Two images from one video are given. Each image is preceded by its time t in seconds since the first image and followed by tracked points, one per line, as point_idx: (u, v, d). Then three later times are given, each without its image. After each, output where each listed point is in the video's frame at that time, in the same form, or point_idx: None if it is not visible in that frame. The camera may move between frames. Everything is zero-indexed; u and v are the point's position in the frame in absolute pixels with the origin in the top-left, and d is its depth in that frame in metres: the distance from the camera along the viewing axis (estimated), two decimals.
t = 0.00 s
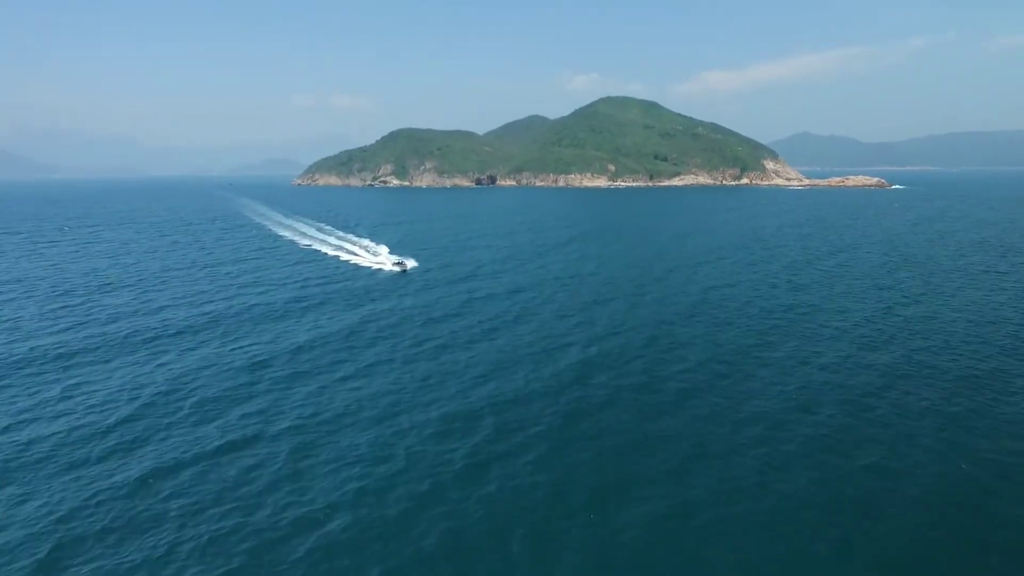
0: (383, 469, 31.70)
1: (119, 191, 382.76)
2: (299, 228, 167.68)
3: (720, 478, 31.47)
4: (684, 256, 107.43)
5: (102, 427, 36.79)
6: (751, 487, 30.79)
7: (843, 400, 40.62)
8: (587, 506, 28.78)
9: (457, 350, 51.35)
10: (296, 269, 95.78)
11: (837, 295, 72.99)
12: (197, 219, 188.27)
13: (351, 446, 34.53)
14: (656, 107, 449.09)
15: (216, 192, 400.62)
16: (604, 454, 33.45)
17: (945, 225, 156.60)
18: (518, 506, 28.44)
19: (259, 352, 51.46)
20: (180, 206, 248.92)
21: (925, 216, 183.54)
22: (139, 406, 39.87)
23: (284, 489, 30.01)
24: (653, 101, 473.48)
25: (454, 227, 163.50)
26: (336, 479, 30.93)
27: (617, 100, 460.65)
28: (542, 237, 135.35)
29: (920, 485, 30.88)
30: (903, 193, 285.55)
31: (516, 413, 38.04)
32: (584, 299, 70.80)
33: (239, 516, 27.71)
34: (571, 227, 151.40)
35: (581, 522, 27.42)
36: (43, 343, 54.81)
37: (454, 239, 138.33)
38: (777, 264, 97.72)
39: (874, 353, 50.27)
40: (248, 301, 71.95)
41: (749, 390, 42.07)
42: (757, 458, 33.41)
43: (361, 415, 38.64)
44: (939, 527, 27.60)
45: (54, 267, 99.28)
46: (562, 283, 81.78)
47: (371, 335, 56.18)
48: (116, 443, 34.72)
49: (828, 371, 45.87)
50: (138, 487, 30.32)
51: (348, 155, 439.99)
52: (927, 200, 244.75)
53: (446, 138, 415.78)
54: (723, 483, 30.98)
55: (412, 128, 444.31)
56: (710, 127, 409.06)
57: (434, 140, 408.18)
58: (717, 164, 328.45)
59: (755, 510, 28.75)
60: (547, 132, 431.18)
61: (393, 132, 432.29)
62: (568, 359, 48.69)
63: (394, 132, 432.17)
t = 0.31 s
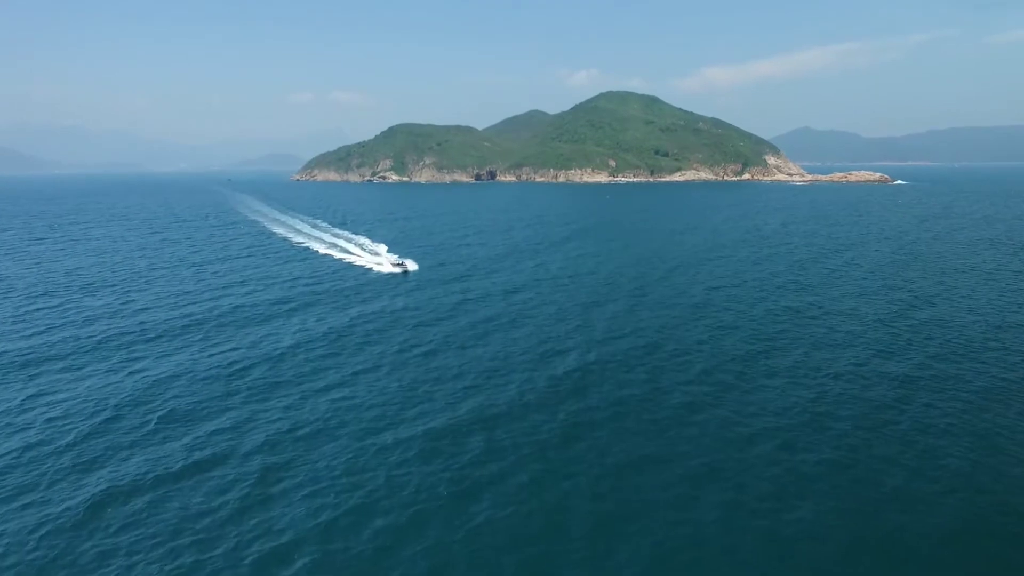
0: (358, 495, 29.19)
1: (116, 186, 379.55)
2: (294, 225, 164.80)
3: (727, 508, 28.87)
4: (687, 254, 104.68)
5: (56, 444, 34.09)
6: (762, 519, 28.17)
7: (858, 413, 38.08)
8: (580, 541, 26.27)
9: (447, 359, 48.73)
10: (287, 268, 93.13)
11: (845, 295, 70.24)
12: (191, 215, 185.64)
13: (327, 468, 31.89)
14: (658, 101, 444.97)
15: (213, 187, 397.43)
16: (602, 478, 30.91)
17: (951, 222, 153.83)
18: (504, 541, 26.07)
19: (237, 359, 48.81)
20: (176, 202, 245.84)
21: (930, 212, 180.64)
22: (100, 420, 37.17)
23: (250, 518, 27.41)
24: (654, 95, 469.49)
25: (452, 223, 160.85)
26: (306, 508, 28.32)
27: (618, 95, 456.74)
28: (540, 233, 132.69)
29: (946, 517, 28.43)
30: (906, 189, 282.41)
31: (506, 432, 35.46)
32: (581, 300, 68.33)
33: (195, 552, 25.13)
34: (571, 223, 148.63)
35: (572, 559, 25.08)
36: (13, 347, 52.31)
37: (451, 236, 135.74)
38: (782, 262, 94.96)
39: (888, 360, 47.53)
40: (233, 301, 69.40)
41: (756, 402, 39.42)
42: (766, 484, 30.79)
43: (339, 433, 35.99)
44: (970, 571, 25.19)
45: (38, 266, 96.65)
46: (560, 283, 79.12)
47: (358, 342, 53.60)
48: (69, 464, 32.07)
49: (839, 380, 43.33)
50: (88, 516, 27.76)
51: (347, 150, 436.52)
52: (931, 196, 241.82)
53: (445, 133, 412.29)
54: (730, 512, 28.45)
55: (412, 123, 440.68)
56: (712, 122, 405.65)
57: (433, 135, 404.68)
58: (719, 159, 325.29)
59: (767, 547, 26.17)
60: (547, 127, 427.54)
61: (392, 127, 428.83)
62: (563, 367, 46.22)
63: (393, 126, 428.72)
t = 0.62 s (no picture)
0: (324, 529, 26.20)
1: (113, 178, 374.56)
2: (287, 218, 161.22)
3: (739, 540, 25.99)
4: (689, 248, 101.39)
5: None
6: (778, 553, 25.34)
7: (876, 427, 35.10)
8: None
9: (434, 365, 45.64)
10: (275, 263, 89.87)
11: (856, 294, 67.00)
12: (183, 208, 181.73)
13: (293, 493, 28.92)
14: (659, 92, 439.62)
15: (211, 179, 393.38)
16: (599, 506, 27.98)
17: (959, 215, 150.36)
18: None
19: (208, 365, 45.62)
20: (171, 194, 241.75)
21: (936, 205, 177.22)
22: (50, 437, 34.05)
23: (201, 559, 24.46)
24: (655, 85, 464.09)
25: (448, 216, 157.31)
26: (267, 544, 25.33)
27: (619, 86, 451.71)
28: (538, 226, 129.24)
29: (983, 550, 25.56)
30: (910, 181, 278.53)
31: (494, 451, 32.43)
32: (578, 298, 65.18)
33: None
34: (570, 216, 145.15)
35: None
36: None
37: (447, 229, 132.34)
38: (788, 257, 91.70)
39: (905, 366, 44.47)
40: (214, 300, 66.16)
41: (766, 415, 36.36)
42: (779, 512, 27.87)
43: (311, 450, 32.97)
44: None
45: (18, 261, 93.22)
46: (558, 280, 75.91)
47: (341, 345, 50.50)
48: (7, 490, 29.04)
49: (855, 389, 40.22)
50: (21, 556, 24.80)
51: (346, 141, 431.54)
52: (936, 188, 238.22)
53: (445, 124, 407.55)
54: (741, 546, 25.55)
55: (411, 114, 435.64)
56: (713, 113, 400.91)
57: (432, 127, 400.03)
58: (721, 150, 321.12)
59: None
60: (547, 118, 422.67)
61: (391, 118, 424.12)
62: (557, 373, 43.20)
63: (392, 118, 424.05)
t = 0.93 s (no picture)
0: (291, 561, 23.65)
1: (109, 166, 370.34)
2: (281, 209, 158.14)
3: (751, 572, 23.40)
4: (692, 239, 98.33)
5: None
6: None
7: (896, 441, 32.50)
8: None
9: (422, 367, 42.88)
10: (264, 256, 86.95)
11: (866, 288, 64.18)
12: (176, 197, 178.47)
13: (260, 516, 26.32)
14: (661, 79, 434.13)
15: (207, 167, 389.24)
16: (597, 532, 25.33)
17: (965, 205, 147.46)
18: None
19: (181, 367, 42.83)
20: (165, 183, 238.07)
21: (941, 194, 174.12)
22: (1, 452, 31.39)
23: None
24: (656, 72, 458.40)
25: (446, 205, 154.29)
26: None
27: (620, 72, 446.37)
28: (537, 216, 126.22)
29: None
30: (914, 169, 275.00)
31: (482, 468, 29.72)
32: (576, 293, 62.50)
33: None
34: (569, 206, 142.11)
35: None
36: None
37: (444, 219, 129.38)
38: (793, 248, 88.91)
39: (922, 369, 41.86)
40: (197, 295, 63.41)
41: (777, 427, 33.65)
42: (794, 537, 25.32)
43: (283, 466, 30.33)
44: None
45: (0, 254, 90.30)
46: (555, 273, 73.07)
47: (325, 345, 47.74)
48: None
49: (871, 397, 37.52)
50: None
51: (344, 129, 426.77)
52: (941, 176, 235.14)
53: (444, 112, 402.83)
54: None
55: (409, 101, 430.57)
56: (715, 100, 396.27)
57: (432, 114, 395.28)
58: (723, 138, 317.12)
59: None
60: (548, 105, 417.82)
61: (390, 105, 419.30)
62: (552, 377, 40.56)
63: (390, 105, 419.25)
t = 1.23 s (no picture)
0: None
1: (104, 153, 365.68)
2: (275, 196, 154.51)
3: None
4: (694, 227, 95.45)
5: None
6: None
7: (917, 449, 30.26)
8: None
9: (408, 368, 40.32)
10: (253, 245, 84.26)
11: (877, 280, 61.45)
12: (169, 184, 174.75)
13: (219, 546, 23.70)
14: (662, 64, 427.87)
15: (205, 152, 385.41)
16: (595, 554, 23.18)
17: (973, 192, 144.26)
18: None
19: (152, 368, 40.25)
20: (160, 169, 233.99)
21: (948, 180, 170.69)
22: None
23: None
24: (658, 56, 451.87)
25: (443, 192, 150.95)
26: None
27: (622, 56, 440.09)
28: (535, 203, 123.05)
29: None
30: (919, 154, 271.10)
31: (468, 485, 27.25)
32: (574, 285, 59.65)
33: None
34: (569, 192, 138.78)
35: None
36: None
37: (440, 207, 126.11)
38: (800, 237, 85.90)
39: (941, 371, 39.15)
40: (178, 287, 60.83)
41: (791, 439, 31.01)
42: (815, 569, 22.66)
43: (250, 484, 27.70)
44: None
45: None
46: (552, 263, 70.31)
47: (306, 344, 45.17)
48: None
49: (890, 402, 35.07)
50: None
51: (342, 115, 421.27)
52: (947, 162, 231.36)
53: (443, 96, 397.30)
54: None
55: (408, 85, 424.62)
56: (718, 84, 390.76)
57: (430, 99, 389.85)
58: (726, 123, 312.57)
59: None
60: (548, 90, 412.22)
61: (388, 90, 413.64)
62: (547, 379, 37.82)
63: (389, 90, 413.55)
